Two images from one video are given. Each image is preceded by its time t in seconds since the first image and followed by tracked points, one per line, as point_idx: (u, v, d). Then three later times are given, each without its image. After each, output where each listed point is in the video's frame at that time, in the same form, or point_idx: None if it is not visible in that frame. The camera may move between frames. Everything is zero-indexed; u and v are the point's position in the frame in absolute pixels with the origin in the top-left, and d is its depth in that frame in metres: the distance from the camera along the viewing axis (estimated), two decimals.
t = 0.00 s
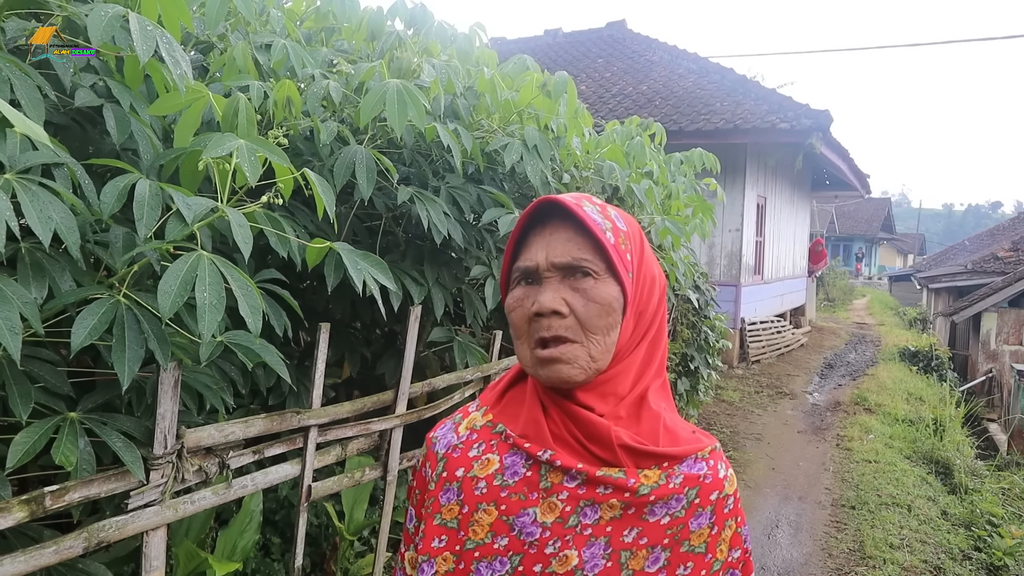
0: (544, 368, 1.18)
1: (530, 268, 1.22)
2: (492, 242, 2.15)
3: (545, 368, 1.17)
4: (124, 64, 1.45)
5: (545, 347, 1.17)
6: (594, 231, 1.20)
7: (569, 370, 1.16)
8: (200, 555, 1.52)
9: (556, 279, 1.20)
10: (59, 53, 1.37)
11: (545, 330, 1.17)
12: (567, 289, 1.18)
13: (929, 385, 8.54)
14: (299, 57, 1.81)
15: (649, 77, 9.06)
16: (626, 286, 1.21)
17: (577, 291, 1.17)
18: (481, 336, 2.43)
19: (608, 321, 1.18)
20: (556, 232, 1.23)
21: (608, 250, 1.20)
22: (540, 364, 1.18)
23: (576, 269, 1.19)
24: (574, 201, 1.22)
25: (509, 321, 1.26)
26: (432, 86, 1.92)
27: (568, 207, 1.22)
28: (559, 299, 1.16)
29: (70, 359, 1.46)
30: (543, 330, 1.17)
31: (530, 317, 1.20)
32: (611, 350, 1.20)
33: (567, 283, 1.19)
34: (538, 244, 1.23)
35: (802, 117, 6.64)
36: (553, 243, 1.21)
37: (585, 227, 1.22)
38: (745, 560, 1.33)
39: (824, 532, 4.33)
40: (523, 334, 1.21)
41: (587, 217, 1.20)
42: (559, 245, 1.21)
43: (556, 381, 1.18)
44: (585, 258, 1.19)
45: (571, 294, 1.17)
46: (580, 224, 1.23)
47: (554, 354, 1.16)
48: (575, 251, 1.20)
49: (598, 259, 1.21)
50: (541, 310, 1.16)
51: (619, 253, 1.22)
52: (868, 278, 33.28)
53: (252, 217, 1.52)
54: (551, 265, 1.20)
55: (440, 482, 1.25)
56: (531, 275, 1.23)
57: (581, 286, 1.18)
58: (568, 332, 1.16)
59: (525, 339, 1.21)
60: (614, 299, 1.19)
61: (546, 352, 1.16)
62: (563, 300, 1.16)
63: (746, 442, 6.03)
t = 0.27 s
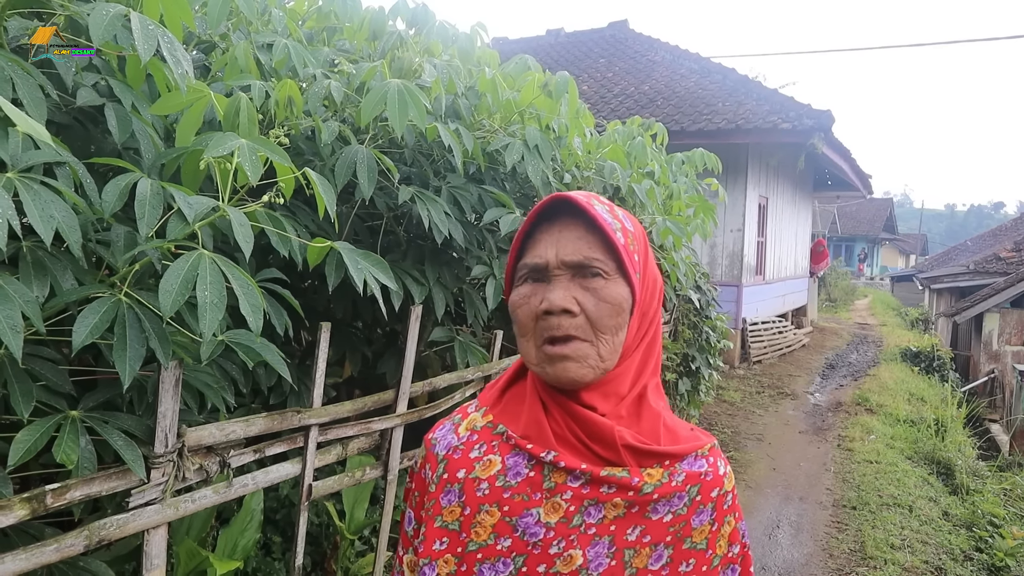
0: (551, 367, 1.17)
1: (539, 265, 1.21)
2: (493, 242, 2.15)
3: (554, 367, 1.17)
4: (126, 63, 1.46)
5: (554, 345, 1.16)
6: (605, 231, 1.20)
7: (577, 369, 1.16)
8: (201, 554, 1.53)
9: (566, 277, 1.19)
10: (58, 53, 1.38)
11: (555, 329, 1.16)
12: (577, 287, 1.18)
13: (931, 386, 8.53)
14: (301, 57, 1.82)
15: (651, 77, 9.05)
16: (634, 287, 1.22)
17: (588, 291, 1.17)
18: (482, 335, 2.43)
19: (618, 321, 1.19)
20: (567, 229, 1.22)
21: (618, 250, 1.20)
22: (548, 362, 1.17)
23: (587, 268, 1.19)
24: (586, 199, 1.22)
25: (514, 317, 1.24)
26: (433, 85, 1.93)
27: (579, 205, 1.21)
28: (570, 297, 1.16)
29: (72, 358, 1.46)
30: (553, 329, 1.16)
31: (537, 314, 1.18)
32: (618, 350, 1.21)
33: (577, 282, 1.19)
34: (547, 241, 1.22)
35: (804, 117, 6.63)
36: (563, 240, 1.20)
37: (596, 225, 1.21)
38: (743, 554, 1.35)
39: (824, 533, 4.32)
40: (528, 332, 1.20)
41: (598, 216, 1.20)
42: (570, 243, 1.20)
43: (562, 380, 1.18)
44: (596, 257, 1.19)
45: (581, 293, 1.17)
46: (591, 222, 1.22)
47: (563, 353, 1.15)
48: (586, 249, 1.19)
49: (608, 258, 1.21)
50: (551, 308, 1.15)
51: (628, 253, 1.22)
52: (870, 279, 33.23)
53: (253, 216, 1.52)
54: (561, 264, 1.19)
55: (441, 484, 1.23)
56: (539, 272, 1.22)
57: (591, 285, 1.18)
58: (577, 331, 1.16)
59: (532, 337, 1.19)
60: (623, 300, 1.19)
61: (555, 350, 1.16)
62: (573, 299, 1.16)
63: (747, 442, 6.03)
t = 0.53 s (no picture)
0: (590, 377, 1.12)
1: (605, 272, 1.13)
2: (495, 243, 2.16)
3: (593, 378, 1.12)
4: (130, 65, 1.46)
5: (603, 357, 1.11)
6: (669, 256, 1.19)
7: (615, 386, 1.14)
8: (204, 554, 1.54)
9: (623, 291, 1.14)
10: (59, 53, 1.40)
11: (607, 342, 1.11)
12: (632, 304, 1.15)
13: (933, 387, 8.53)
14: (304, 59, 1.82)
15: (653, 78, 9.06)
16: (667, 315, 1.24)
17: (642, 311, 1.15)
18: (484, 337, 2.44)
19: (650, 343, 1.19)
20: (635, 243, 1.17)
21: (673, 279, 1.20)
22: (589, 374, 1.11)
23: (645, 288, 1.16)
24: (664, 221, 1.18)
25: (550, 313, 1.14)
26: (436, 88, 1.94)
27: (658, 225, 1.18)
28: (631, 315, 1.12)
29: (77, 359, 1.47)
30: (606, 342, 1.11)
31: (589, 321, 1.11)
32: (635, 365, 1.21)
33: (632, 298, 1.15)
34: (617, 247, 1.15)
35: (806, 118, 6.63)
36: (634, 254, 1.15)
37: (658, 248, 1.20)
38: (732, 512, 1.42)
39: (826, 534, 4.32)
40: (572, 335, 1.12)
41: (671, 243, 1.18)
42: (639, 260, 1.15)
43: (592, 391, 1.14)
44: (654, 280, 1.18)
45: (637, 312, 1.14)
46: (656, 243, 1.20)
47: (609, 369, 1.11)
48: (650, 271, 1.17)
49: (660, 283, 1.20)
50: (614, 322, 1.10)
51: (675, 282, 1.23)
52: (872, 279, 33.21)
53: (257, 218, 1.53)
54: (626, 276, 1.14)
55: (442, 498, 1.19)
56: (599, 277, 1.14)
57: (643, 305, 1.16)
58: (626, 348, 1.12)
59: (573, 341, 1.12)
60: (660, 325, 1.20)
61: (602, 363, 1.11)
62: (633, 317, 1.12)
63: (749, 443, 6.03)
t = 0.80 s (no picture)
0: (619, 383, 1.17)
1: (639, 279, 1.18)
2: (497, 245, 2.17)
3: (622, 383, 1.17)
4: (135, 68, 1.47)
5: (632, 364, 1.16)
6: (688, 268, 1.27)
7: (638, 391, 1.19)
8: (209, 554, 1.55)
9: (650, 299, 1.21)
10: (58, 53, 1.41)
11: (638, 350, 1.16)
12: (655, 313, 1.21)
13: (935, 387, 8.51)
14: (307, 61, 1.84)
15: (655, 79, 9.05)
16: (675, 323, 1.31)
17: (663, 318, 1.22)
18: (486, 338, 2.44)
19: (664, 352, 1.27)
20: (663, 253, 1.23)
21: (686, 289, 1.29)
22: (620, 379, 1.16)
23: (665, 296, 1.23)
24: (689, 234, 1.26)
25: (586, 316, 1.18)
26: (439, 90, 1.95)
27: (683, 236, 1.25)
28: (658, 322, 1.18)
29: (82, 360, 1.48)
30: (636, 349, 1.16)
31: (623, 328, 1.16)
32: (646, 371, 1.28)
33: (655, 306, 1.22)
34: (647, 257, 1.20)
35: (808, 118, 6.63)
36: (661, 265, 1.22)
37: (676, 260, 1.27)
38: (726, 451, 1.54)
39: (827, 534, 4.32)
40: (604, 341, 1.16)
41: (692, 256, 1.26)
42: (666, 270, 1.22)
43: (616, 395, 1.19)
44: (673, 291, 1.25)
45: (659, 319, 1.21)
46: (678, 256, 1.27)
47: (635, 375, 1.17)
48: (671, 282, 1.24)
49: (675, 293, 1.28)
50: (646, 330, 1.15)
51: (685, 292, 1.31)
52: (874, 279, 33.16)
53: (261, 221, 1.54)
54: (654, 285, 1.20)
55: (467, 509, 1.20)
56: (633, 285, 1.19)
57: (662, 314, 1.23)
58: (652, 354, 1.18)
59: (604, 347, 1.17)
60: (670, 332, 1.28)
61: (630, 369, 1.16)
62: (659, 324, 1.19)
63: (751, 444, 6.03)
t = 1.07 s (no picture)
0: (598, 384, 1.14)
1: (585, 277, 1.14)
2: (500, 245, 2.18)
3: (597, 381, 1.13)
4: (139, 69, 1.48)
5: (602, 360, 1.12)
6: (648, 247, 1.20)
7: (623, 385, 1.15)
8: (213, 553, 1.55)
9: (610, 291, 1.16)
10: (57, 53, 1.41)
11: (603, 346, 1.12)
12: (623, 303, 1.16)
13: (937, 387, 8.50)
14: (310, 62, 1.84)
15: (656, 79, 9.06)
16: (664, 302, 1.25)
17: (634, 306, 1.16)
18: (489, 338, 2.45)
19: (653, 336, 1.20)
20: (611, 242, 1.18)
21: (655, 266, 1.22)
22: (594, 379, 1.13)
23: (631, 283, 1.17)
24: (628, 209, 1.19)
25: (547, 329, 1.16)
26: (441, 91, 1.95)
27: (626, 217, 1.18)
28: (620, 313, 1.13)
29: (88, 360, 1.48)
30: (602, 346, 1.12)
31: (581, 329, 1.13)
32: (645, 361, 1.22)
33: (621, 297, 1.16)
34: (594, 252, 1.16)
35: (809, 118, 6.63)
36: (612, 254, 1.16)
37: (636, 241, 1.20)
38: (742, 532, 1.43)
39: (830, 534, 4.33)
40: (568, 346, 1.14)
41: (643, 232, 1.19)
42: (618, 258, 1.17)
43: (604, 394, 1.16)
44: (639, 274, 1.18)
45: (628, 309, 1.15)
46: (632, 237, 1.21)
47: (612, 373, 1.13)
48: (632, 266, 1.17)
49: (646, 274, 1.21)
50: (605, 325, 1.11)
51: (660, 266, 1.24)
52: (876, 279, 33.14)
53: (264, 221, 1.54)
54: (609, 277, 1.15)
55: (467, 505, 1.18)
56: (581, 283, 1.15)
57: (635, 301, 1.17)
58: (626, 347, 1.14)
59: (569, 351, 1.14)
60: (657, 315, 1.22)
61: (603, 369, 1.12)
62: (624, 315, 1.14)
63: (752, 444, 6.03)
